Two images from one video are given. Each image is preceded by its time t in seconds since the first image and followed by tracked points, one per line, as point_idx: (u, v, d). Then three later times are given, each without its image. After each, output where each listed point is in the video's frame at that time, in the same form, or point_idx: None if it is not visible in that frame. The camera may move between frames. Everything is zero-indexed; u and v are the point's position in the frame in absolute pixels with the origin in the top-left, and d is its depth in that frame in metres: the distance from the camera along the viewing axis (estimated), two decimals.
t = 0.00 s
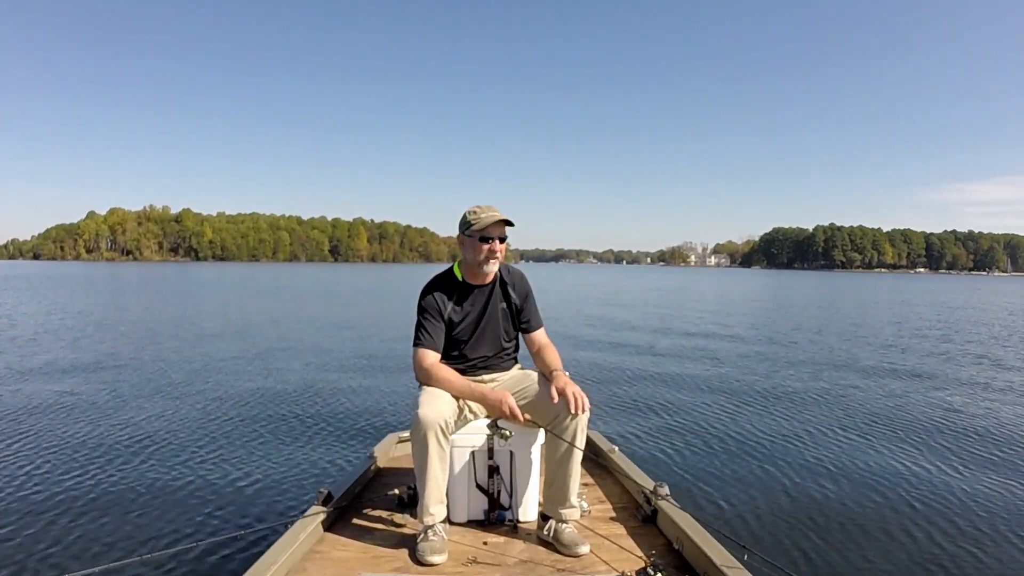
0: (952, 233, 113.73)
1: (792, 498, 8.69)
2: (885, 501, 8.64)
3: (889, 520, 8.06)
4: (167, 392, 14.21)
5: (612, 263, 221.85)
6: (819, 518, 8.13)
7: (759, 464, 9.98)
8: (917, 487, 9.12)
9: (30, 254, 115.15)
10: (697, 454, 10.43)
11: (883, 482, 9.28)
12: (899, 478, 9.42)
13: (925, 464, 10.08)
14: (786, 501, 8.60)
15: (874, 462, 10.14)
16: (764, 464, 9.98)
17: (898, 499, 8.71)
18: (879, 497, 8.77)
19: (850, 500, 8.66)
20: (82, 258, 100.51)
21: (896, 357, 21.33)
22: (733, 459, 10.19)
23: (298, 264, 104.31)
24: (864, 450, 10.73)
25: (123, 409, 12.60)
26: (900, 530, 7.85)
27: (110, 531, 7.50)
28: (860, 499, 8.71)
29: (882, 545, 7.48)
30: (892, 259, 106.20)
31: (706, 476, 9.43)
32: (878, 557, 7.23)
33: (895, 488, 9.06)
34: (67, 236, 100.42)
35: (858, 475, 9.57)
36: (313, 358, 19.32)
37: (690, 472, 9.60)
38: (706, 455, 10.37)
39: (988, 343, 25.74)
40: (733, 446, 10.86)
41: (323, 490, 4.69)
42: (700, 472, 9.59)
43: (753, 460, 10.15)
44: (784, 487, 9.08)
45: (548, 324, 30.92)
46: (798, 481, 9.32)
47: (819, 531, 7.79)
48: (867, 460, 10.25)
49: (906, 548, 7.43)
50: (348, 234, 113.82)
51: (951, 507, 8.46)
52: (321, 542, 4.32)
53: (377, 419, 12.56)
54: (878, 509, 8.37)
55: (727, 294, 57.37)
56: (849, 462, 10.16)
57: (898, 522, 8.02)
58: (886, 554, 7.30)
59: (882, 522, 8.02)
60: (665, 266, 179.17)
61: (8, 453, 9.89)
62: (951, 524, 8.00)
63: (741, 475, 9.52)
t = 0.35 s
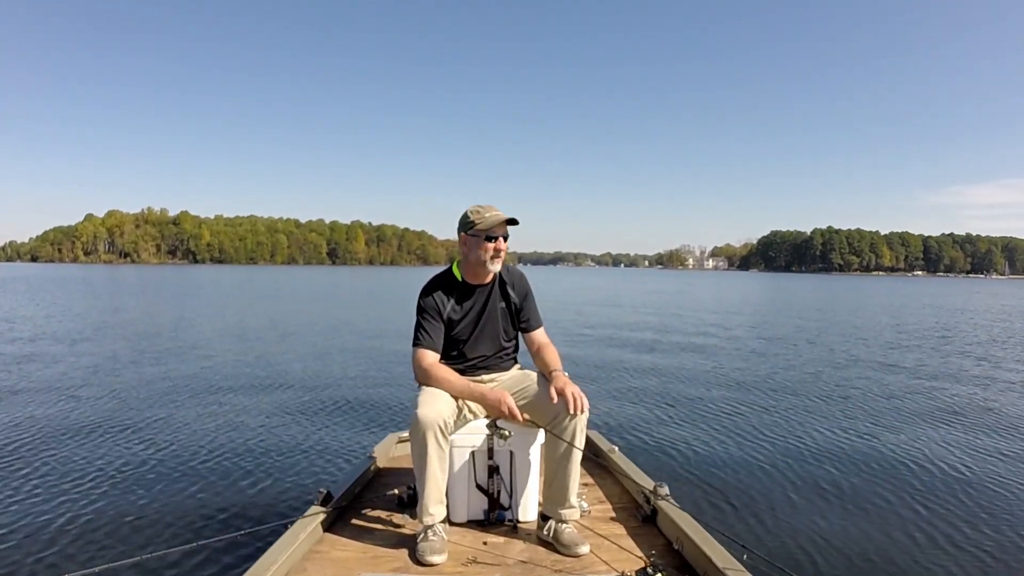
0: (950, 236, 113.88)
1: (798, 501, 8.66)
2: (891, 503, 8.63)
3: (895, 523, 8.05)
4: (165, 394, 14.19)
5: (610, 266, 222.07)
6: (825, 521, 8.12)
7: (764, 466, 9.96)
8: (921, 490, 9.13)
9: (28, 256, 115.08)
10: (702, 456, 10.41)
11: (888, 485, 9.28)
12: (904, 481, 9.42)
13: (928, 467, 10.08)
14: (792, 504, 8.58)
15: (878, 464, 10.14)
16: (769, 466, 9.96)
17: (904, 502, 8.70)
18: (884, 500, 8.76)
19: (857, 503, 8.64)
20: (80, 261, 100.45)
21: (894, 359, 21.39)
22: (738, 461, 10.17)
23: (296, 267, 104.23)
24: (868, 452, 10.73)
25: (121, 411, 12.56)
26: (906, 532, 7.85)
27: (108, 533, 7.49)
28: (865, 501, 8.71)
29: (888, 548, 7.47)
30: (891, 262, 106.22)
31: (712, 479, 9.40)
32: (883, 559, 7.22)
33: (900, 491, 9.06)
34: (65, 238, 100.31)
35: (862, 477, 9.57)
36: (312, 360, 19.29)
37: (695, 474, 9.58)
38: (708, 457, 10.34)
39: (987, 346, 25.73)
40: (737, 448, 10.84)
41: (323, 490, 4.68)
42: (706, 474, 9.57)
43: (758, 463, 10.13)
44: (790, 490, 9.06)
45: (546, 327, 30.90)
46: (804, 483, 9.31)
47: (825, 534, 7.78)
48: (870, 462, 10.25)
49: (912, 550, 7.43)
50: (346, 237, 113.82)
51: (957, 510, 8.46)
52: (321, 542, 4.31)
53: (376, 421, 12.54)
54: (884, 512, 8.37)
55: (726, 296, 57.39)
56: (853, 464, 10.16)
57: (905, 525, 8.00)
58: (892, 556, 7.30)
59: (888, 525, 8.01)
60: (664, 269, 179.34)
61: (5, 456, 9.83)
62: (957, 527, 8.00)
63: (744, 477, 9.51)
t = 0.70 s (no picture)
0: (949, 230, 113.90)
1: (809, 498, 8.63)
2: (901, 499, 8.62)
3: (907, 519, 8.03)
4: (166, 396, 14.19)
5: (611, 263, 222.05)
6: (836, 517, 8.09)
7: (773, 463, 9.92)
8: (932, 484, 9.11)
9: (27, 259, 115.03)
10: (710, 453, 10.36)
11: (897, 480, 9.26)
12: (913, 476, 9.40)
13: (936, 461, 10.08)
14: (802, 501, 8.54)
15: (887, 459, 10.13)
16: (777, 463, 9.92)
17: (914, 497, 8.68)
18: (894, 495, 8.74)
19: (868, 499, 8.61)
20: (80, 264, 100.38)
21: (895, 353, 21.40)
22: (747, 458, 10.12)
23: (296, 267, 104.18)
24: (874, 447, 10.73)
25: (121, 414, 12.54)
26: (918, 527, 7.83)
27: (108, 535, 7.49)
28: (876, 497, 8.67)
29: (901, 543, 7.45)
30: (890, 256, 106.19)
31: (722, 477, 9.34)
32: (892, 554, 7.21)
33: (908, 485, 9.05)
34: (64, 240, 100.20)
35: (872, 473, 9.54)
36: (312, 361, 19.30)
37: (706, 473, 9.51)
38: (712, 454, 10.33)
39: (987, 339, 25.73)
40: (745, 445, 10.79)
41: (323, 490, 4.69)
42: (715, 472, 9.51)
43: (767, 459, 10.09)
44: (801, 486, 9.01)
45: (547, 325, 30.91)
46: (814, 479, 9.27)
47: (837, 531, 7.74)
48: (879, 457, 10.23)
49: (923, 545, 7.41)
50: (346, 237, 113.83)
51: (966, 504, 8.45)
52: (321, 542, 4.31)
53: (376, 421, 12.53)
54: (896, 508, 8.34)
55: (726, 292, 57.42)
56: (862, 459, 10.13)
57: (917, 521, 7.98)
58: (902, 551, 7.28)
59: (900, 520, 7.99)
60: (664, 266, 179.45)
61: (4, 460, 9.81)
62: (969, 521, 7.98)
63: (749, 473, 9.50)
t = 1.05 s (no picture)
0: (951, 224, 113.70)
1: (819, 496, 8.58)
2: (912, 496, 8.58)
3: (919, 516, 7.99)
4: (166, 395, 14.19)
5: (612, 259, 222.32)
6: (846, 514, 8.06)
7: (783, 461, 9.87)
8: (942, 481, 9.07)
9: (28, 258, 115.20)
10: (719, 451, 10.30)
11: (907, 477, 9.21)
12: (923, 473, 9.37)
13: (945, 458, 10.04)
14: (812, 499, 8.49)
15: (896, 456, 10.09)
16: (785, 460, 9.89)
17: (925, 494, 8.64)
18: (905, 492, 8.70)
19: (878, 496, 8.56)
20: (81, 262, 100.49)
21: (897, 349, 21.37)
22: (756, 456, 10.06)
23: (297, 265, 104.21)
24: (882, 443, 10.72)
25: (122, 413, 12.55)
26: (929, 525, 7.79)
27: (111, 535, 7.49)
28: (887, 494, 8.63)
29: (911, 541, 7.42)
30: (892, 251, 106.01)
31: (731, 475, 9.29)
32: (902, 551, 7.19)
33: (916, 482, 9.04)
34: (66, 239, 100.36)
35: (881, 470, 9.49)
36: (313, 359, 19.30)
37: (715, 471, 9.46)
38: (719, 451, 10.30)
39: (989, 334, 25.69)
40: (753, 443, 10.73)
41: (324, 490, 4.69)
42: (724, 471, 9.46)
43: (776, 457, 10.04)
44: (811, 484, 8.96)
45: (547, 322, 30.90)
46: (824, 477, 9.22)
47: (848, 528, 7.70)
48: (888, 453, 10.18)
49: (933, 543, 7.38)
50: (347, 234, 113.82)
51: (975, 500, 8.44)
52: (321, 542, 4.31)
53: (377, 419, 12.53)
54: (906, 505, 8.30)
55: (727, 289, 57.40)
56: (871, 456, 10.08)
57: (929, 519, 7.93)
58: (911, 548, 7.26)
59: (910, 517, 7.97)
60: (665, 262, 179.40)
61: (7, 460, 9.84)
62: (981, 518, 7.94)
63: (757, 470, 9.47)
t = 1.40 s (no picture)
0: (950, 230, 113.82)
1: (824, 502, 8.60)
2: (919, 503, 8.59)
3: (926, 523, 8.01)
4: (165, 394, 14.19)
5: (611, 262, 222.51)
6: (854, 520, 8.07)
7: (789, 466, 9.87)
8: (948, 488, 9.10)
9: (27, 256, 115.13)
10: (724, 456, 10.31)
11: (913, 483, 9.24)
12: (926, 479, 9.43)
13: (950, 464, 10.07)
14: (820, 505, 8.50)
15: (901, 462, 10.12)
16: (788, 465, 9.94)
17: (931, 501, 8.65)
18: (912, 499, 8.71)
19: (885, 503, 8.57)
20: (80, 261, 100.44)
21: (895, 354, 21.41)
22: (762, 461, 10.06)
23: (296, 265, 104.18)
24: (884, 449, 10.77)
25: (120, 412, 12.54)
26: (936, 532, 7.81)
27: (110, 533, 7.50)
28: (894, 501, 8.64)
29: (918, 548, 7.43)
30: (891, 257, 106.05)
31: (738, 480, 9.29)
32: (904, 558, 7.22)
33: (919, 488, 9.10)
34: (65, 238, 100.34)
35: (887, 476, 9.51)
36: (312, 359, 19.31)
37: (722, 476, 9.46)
38: (721, 456, 10.34)
39: (988, 340, 25.73)
40: (760, 448, 10.73)
41: (323, 490, 4.69)
42: (731, 476, 9.46)
43: (782, 462, 10.04)
44: (818, 490, 8.97)
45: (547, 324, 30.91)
46: (828, 483, 9.25)
47: (855, 534, 7.71)
48: (891, 459, 10.24)
49: (941, 550, 7.39)
50: (346, 235, 113.87)
51: (978, 506, 8.49)
52: (321, 542, 4.32)
53: (377, 420, 12.55)
54: (914, 512, 8.32)
55: (726, 292, 57.49)
56: (877, 462, 10.10)
57: (938, 526, 7.94)
58: (913, 554, 7.30)
59: (913, 523, 8.02)
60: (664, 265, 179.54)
61: (7, 456, 9.87)
62: (988, 525, 7.96)
63: (760, 475, 9.50)
